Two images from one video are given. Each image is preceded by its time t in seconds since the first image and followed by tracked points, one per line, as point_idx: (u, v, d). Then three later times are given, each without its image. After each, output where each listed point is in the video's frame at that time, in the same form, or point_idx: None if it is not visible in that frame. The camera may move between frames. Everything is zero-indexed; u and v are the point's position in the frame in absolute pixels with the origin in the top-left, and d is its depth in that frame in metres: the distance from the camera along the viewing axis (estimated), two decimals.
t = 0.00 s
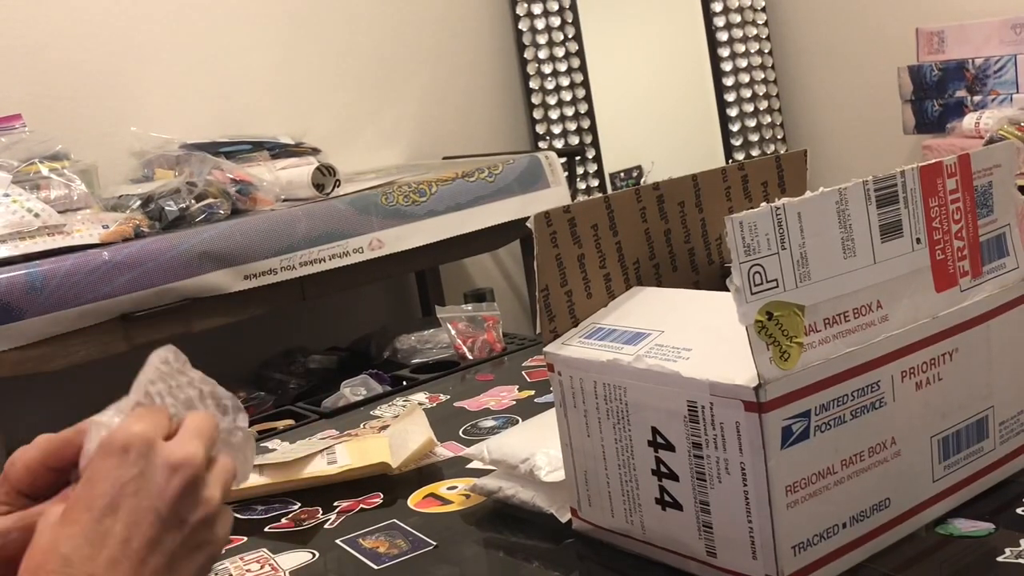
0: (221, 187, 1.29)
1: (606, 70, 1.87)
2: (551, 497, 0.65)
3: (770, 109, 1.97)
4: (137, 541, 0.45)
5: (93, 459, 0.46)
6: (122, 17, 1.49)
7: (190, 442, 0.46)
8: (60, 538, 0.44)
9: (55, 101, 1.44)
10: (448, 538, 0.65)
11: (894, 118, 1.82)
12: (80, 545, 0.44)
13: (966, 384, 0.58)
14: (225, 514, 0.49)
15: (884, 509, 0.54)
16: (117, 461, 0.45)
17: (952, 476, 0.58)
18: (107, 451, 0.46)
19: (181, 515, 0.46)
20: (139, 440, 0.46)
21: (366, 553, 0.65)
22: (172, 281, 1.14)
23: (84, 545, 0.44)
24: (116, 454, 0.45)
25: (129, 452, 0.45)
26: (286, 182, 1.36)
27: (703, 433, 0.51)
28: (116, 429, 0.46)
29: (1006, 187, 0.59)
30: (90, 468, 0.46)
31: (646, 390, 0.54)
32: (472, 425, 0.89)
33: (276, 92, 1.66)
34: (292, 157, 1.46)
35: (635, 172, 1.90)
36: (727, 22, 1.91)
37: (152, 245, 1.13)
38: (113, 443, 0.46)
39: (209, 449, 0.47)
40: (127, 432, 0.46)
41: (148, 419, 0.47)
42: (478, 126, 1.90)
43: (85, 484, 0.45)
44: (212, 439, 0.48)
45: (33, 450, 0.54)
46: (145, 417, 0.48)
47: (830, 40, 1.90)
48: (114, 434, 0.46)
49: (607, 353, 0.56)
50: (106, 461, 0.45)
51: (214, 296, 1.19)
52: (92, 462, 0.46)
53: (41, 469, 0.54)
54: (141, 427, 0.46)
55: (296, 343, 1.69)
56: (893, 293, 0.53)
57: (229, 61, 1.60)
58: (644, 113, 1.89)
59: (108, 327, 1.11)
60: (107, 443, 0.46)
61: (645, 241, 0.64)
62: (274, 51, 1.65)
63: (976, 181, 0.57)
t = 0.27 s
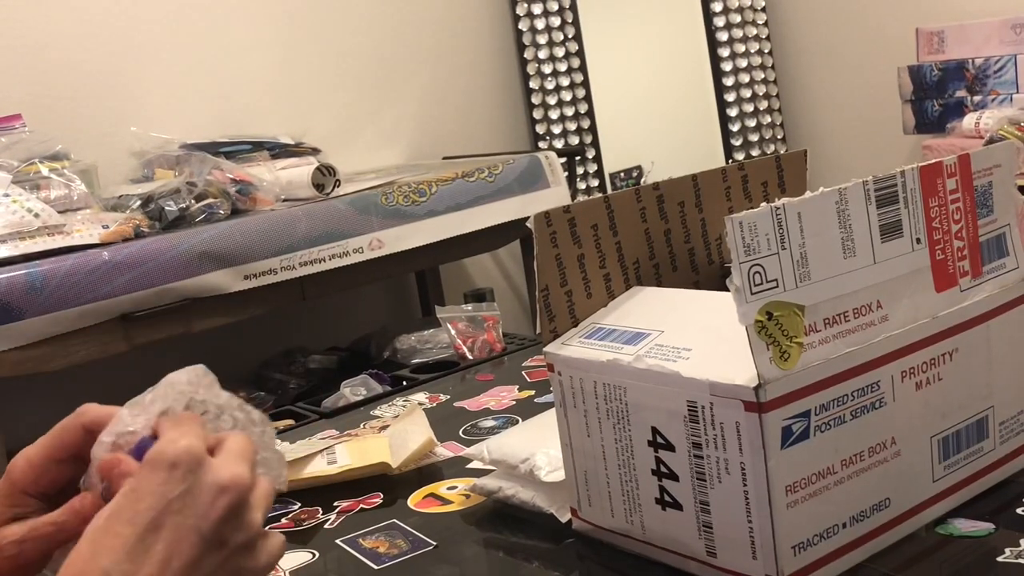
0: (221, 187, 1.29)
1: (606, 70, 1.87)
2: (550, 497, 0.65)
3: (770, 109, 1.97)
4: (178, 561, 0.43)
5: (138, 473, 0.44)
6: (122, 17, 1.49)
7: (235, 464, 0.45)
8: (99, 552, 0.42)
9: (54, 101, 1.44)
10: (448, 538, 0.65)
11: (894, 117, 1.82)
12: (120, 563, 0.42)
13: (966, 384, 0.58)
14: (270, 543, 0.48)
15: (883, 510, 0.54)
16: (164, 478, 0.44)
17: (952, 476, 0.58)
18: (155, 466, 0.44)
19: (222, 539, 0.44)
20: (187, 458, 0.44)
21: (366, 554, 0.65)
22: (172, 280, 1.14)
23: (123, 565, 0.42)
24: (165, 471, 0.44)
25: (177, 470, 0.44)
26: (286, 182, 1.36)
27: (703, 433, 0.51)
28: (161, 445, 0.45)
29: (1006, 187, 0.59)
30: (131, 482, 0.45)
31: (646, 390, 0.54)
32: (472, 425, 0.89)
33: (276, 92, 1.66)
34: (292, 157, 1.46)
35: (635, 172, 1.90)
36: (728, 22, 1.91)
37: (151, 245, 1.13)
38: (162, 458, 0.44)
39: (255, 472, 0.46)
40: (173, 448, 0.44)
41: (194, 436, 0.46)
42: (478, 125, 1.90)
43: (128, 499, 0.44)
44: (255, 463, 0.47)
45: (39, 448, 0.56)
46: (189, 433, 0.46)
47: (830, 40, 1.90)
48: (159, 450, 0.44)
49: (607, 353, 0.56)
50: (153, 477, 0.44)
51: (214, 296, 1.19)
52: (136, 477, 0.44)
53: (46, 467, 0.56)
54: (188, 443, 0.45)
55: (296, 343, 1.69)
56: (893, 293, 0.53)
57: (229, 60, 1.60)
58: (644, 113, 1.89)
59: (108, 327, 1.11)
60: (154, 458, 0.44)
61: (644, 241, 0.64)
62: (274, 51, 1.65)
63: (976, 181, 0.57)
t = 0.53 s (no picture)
0: (221, 187, 1.29)
1: (606, 70, 1.87)
2: (550, 497, 0.65)
3: (770, 109, 1.97)
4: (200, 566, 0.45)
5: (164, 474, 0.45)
6: (122, 17, 1.49)
7: (259, 471, 0.47)
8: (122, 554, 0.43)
9: (54, 101, 1.44)
10: (448, 538, 0.65)
11: (894, 117, 1.82)
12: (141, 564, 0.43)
13: (966, 384, 0.58)
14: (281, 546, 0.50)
15: (883, 510, 0.54)
16: (190, 482, 0.45)
17: (952, 476, 0.58)
18: (181, 469, 0.45)
19: (242, 546, 0.46)
20: (215, 461, 0.45)
21: (366, 553, 0.65)
22: (172, 280, 1.14)
23: (146, 567, 0.43)
24: (191, 474, 0.45)
25: (202, 475, 0.45)
26: (286, 182, 1.36)
27: (703, 433, 0.51)
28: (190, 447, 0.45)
29: (1006, 187, 0.59)
30: (156, 480, 0.45)
31: (646, 390, 0.54)
32: (472, 425, 0.89)
33: (276, 92, 1.66)
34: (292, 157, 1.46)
35: (635, 172, 1.90)
36: (728, 22, 1.91)
37: (151, 245, 1.13)
38: (190, 461, 0.45)
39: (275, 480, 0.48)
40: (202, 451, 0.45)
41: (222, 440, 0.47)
42: (478, 125, 1.90)
43: (154, 497, 0.44)
44: (275, 468, 0.49)
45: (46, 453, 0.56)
46: (216, 437, 0.47)
47: (830, 40, 1.90)
48: (185, 452, 0.45)
49: (607, 353, 0.56)
50: (178, 480, 0.45)
51: (214, 296, 1.19)
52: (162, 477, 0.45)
53: (55, 472, 0.56)
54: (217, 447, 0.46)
55: (296, 343, 1.69)
56: (893, 293, 0.53)
57: (229, 60, 1.60)
58: (644, 113, 1.89)
59: (108, 327, 1.11)
60: (182, 460, 0.45)
61: (644, 241, 0.64)
62: (274, 51, 1.65)
63: (976, 181, 0.57)
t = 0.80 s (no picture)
0: (221, 186, 1.29)
1: (606, 70, 1.87)
2: (550, 498, 0.65)
3: (770, 109, 1.97)
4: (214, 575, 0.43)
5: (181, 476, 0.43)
6: (122, 17, 1.49)
7: (280, 482, 0.47)
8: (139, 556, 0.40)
9: (54, 101, 1.44)
10: (447, 538, 0.65)
11: (894, 117, 1.82)
12: (159, 571, 0.40)
13: (965, 384, 0.58)
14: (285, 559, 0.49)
15: (884, 510, 0.54)
16: (210, 488, 0.43)
17: (952, 476, 0.58)
18: (202, 476, 0.43)
19: (258, 555, 0.45)
20: (236, 469, 0.44)
21: (366, 553, 0.65)
22: (172, 280, 1.14)
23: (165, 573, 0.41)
24: (213, 481, 0.43)
25: (225, 482, 0.44)
26: (286, 182, 1.36)
27: (703, 433, 0.51)
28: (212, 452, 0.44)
29: (1006, 187, 0.59)
30: (173, 482, 0.43)
31: (646, 390, 0.54)
32: (472, 425, 0.89)
33: (276, 92, 1.66)
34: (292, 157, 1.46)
35: (635, 172, 1.90)
36: (728, 22, 1.91)
37: (151, 245, 1.13)
38: (211, 469, 0.43)
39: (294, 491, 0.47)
40: (224, 459, 0.44)
41: (242, 447, 0.45)
42: (478, 125, 1.90)
43: (172, 501, 0.42)
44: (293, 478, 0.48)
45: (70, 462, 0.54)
46: (239, 442, 0.46)
47: (830, 40, 1.90)
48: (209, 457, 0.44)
49: (607, 353, 0.56)
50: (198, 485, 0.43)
51: (213, 296, 1.19)
52: (181, 479, 0.43)
53: (79, 477, 0.54)
54: (240, 456, 0.44)
55: (296, 343, 1.69)
56: (893, 293, 0.53)
57: (229, 60, 1.60)
58: (644, 113, 1.89)
59: (108, 327, 1.11)
60: (203, 466, 0.43)
61: (644, 241, 0.64)
62: (274, 51, 1.65)
63: (976, 181, 0.57)
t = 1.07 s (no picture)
0: (221, 186, 1.29)
1: (606, 70, 1.87)
2: (550, 498, 0.65)
3: (770, 109, 1.97)
4: None
5: (211, 490, 0.42)
6: (122, 17, 1.49)
7: (303, 509, 0.46)
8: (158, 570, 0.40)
9: (54, 101, 1.44)
10: (448, 538, 0.65)
11: (894, 118, 1.82)
12: None
13: (965, 384, 0.58)
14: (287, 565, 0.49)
15: (884, 510, 0.54)
16: (235, 511, 0.43)
17: (952, 477, 0.58)
18: (230, 497, 0.42)
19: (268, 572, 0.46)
20: (264, 495, 0.43)
21: (366, 554, 0.65)
22: (172, 280, 1.14)
23: None
24: (240, 504, 0.43)
25: (251, 504, 0.43)
26: (286, 182, 1.36)
27: (703, 433, 0.51)
28: (244, 471, 0.43)
29: (1006, 187, 0.59)
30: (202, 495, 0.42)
31: (646, 390, 0.54)
32: (472, 426, 0.89)
33: (276, 92, 1.66)
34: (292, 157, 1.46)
35: (635, 172, 1.90)
36: (728, 22, 1.91)
37: (151, 245, 1.13)
38: (241, 491, 0.43)
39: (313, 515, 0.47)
40: (254, 482, 0.43)
41: (277, 467, 0.44)
42: (478, 125, 1.90)
43: (196, 518, 0.42)
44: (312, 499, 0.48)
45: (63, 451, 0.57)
46: (275, 459, 0.45)
47: (830, 40, 1.90)
48: (241, 477, 0.43)
49: (607, 353, 0.56)
50: (223, 506, 0.42)
51: (213, 296, 1.19)
52: (210, 495, 0.42)
53: (74, 465, 0.57)
54: (271, 480, 0.44)
55: (296, 343, 1.69)
56: (893, 293, 0.53)
57: (229, 60, 1.60)
58: (644, 113, 1.89)
59: (108, 327, 1.11)
60: (233, 486, 0.43)
61: (644, 241, 0.64)
62: (274, 51, 1.65)
63: (976, 181, 0.57)
